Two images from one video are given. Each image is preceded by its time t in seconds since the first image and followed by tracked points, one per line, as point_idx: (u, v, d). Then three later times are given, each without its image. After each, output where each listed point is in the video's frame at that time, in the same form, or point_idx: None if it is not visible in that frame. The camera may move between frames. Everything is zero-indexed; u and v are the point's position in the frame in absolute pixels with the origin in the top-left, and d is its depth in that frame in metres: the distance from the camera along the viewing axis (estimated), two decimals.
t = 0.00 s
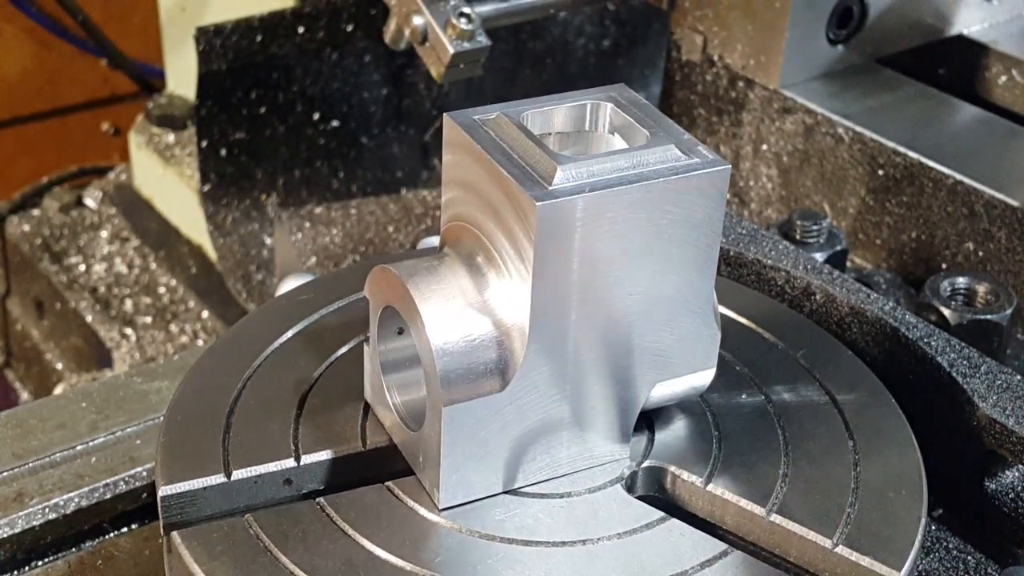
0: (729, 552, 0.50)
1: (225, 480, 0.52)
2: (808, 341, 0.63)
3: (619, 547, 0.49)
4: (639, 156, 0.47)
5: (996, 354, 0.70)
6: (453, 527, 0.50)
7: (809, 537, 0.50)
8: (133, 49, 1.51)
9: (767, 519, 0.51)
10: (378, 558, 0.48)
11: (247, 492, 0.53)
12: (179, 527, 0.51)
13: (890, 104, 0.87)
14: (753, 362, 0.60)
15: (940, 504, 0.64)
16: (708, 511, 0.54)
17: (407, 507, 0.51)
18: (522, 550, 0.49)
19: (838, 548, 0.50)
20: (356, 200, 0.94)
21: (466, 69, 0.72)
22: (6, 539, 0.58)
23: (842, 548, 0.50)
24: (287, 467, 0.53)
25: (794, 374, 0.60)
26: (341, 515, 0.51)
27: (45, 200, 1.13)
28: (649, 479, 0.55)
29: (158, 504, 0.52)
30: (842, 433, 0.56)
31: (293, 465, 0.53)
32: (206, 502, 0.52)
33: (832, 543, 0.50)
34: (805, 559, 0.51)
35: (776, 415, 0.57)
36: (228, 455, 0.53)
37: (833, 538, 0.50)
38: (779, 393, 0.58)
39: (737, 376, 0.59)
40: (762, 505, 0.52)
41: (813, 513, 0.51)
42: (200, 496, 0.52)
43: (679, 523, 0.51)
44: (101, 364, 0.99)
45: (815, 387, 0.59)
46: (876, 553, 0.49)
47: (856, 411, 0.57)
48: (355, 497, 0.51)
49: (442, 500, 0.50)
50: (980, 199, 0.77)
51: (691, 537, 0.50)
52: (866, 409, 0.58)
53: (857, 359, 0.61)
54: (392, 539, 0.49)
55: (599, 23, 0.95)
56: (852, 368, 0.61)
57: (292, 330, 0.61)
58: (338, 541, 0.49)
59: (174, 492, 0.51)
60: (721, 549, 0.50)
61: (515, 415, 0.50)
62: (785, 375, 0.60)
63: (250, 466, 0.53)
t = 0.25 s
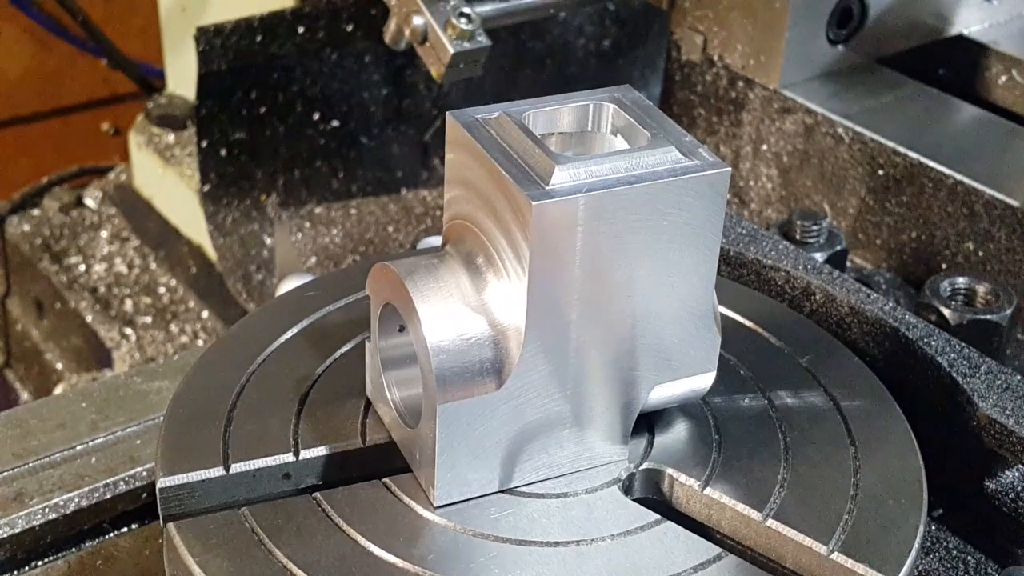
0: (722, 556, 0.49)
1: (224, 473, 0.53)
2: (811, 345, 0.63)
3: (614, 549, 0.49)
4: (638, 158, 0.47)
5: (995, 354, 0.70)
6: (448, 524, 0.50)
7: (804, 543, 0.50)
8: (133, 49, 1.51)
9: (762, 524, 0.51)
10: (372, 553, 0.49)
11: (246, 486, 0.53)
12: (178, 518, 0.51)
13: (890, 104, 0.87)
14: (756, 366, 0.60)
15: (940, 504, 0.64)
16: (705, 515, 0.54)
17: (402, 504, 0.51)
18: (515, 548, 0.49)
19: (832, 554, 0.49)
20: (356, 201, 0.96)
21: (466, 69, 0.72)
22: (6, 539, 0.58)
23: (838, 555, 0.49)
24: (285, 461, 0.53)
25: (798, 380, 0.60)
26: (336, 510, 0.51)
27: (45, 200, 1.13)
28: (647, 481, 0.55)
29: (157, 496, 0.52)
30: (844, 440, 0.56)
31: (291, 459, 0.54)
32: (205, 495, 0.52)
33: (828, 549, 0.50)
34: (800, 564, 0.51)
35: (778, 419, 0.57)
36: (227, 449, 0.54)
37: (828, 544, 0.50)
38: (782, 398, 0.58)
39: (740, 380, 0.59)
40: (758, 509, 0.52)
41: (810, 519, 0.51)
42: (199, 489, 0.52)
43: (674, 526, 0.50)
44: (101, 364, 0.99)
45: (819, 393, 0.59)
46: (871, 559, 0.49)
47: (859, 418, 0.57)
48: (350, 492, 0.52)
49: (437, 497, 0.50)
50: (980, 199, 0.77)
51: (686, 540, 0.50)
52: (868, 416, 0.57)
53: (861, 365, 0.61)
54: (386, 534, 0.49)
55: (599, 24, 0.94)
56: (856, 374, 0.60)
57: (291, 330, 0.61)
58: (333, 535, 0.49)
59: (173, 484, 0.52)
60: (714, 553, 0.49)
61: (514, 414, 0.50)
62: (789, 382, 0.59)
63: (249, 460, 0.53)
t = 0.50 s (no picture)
0: (715, 561, 0.49)
1: (224, 465, 0.53)
2: (816, 349, 0.62)
3: (606, 552, 0.49)
4: (638, 159, 0.47)
5: (995, 354, 0.70)
6: (440, 521, 0.50)
7: (799, 550, 0.50)
8: (133, 49, 1.51)
9: (758, 530, 0.51)
10: (364, 548, 0.49)
11: (246, 478, 0.53)
12: (177, 508, 0.52)
13: (890, 104, 0.87)
14: (760, 370, 0.60)
15: (940, 504, 0.64)
16: (702, 520, 0.53)
17: (396, 500, 0.51)
18: (507, 547, 0.49)
19: (826, 562, 0.49)
20: (356, 201, 0.96)
21: (466, 69, 0.72)
22: (6, 539, 0.58)
23: (832, 563, 0.49)
24: (284, 455, 0.54)
25: (802, 386, 0.59)
26: (331, 504, 0.51)
27: (45, 200, 1.13)
28: (643, 484, 0.54)
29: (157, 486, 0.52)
30: (845, 449, 0.55)
31: (290, 453, 0.54)
32: (205, 486, 0.53)
33: (822, 557, 0.49)
34: (794, 570, 0.51)
35: (780, 425, 0.56)
36: (228, 441, 0.54)
37: (823, 552, 0.49)
38: (785, 404, 0.58)
39: (744, 385, 0.59)
40: (754, 515, 0.51)
41: (806, 527, 0.51)
42: (198, 480, 0.52)
43: (667, 530, 0.50)
44: (101, 364, 0.99)
45: (824, 400, 0.58)
46: (866, 566, 0.49)
47: (862, 427, 0.57)
48: (345, 486, 0.52)
49: (431, 495, 0.50)
50: (980, 199, 0.77)
51: (680, 546, 0.50)
52: (871, 423, 0.57)
53: (867, 371, 0.61)
54: (380, 529, 0.49)
55: (599, 23, 0.94)
56: (861, 381, 0.60)
57: (291, 330, 0.61)
58: (326, 530, 0.50)
59: (172, 475, 0.52)
60: (707, 558, 0.49)
61: (510, 414, 0.50)
62: (795, 390, 0.59)
63: (248, 452, 0.53)
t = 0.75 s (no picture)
0: (708, 564, 0.49)
1: (223, 457, 0.53)
2: (819, 352, 0.62)
3: (600, 554, 0.49)
4: (637, 160, 0.46)
5: (995, 354, 0.70)
6: (435, 518, 0.50)
7: (794, 556, 0.49)
8: (133, 49, 1.51)
9: (753, 534, 0.50)
10: (358, 543, 0.49)
11: (247, 471, 0.53)
12: (176, 499, 0.52)
13: (890, 104, 0.88)
14: (762, 373, 0.60)
15: (941, 504, 0.64)
16: (699, 524, 0.53)
17: (392, 496, 0.51)
18: (501, 546, 0.49)
19: (821, 568, 0.49)
20: (356, 201, 0.96)
21: (466, 69, 0.72)
22: (6, 539, 0.58)
23: (826, 569, 0.49)
24: (283, 448, 0.54)
25: (806, 391, 0.59)
26: (328, 500, 0.51)
27: (45, 200, 1.13)
28: (640, 486, 0.54)
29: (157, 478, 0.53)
30: (846, 455, 0.55)
31: (290, 447, 0.54)
32: (205, 479, 0.53)
33: (816, 562, 0.49)
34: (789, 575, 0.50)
35: (782, 431, 0.56)
36: (229, 434, 0.55)
37: (818, 558, 0.49)
38: (787, 409, 0.57)
39: (748, 390, 0.59)
40: (749, 519, 0.51)
41: (802, 533, 0.50)
42: (197, 473, 0.53)
43: (662, 532, 0.50)
44: (101, 364, 0.99)
45: (829, 406, 0.58)
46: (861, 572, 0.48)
47: (864, 432, 0.56)
48: (344, 482, 0.52)
49: (426, 492, 0.50)
50: (980, 199, 0.77)
51: (676, 550, 0.49)
52: (875, 428, 0.57)
53: (870, 375, 0.61)
54: (375, 525, 0.50)
55: (599, 23, 0.94)
56: (865, 386, 0.60)
57: (291, 330, 0.61)
58: (321, 525, 0.50)
59: (172, 466, 0.53)
60: (700, 561, 0.49)
61: (508, 412, 0.50)
62: (799, 395, 0.58)
63: (248, 446, 0.54)
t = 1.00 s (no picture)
0: (700, 569, 0.48)
1: (223, 450, 0.54)
2: (821, 354, 0.62)
3: (593, 556, 0.48)
4: (637, 161, 0.46)
5: (995, 353, 0.70)
6: (430, 514, 0.50)
7: (787, 562, 0.49)
8: (133, 49, 1.51)
9: (748, 540, 0.50)
10: (352, 539, 0.49)
11: (247, 463, 0.54)
12: (175, 490, 0.52)
13: (890, 104, 0.87)
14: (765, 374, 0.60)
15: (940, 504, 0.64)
16: (695, 528, 0.53)
17: (387, 492, 0.51)
18: (494, 544, 0.49)
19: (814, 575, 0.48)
20: (356, 201, 0.96)
21: (466, 69, 0.72)
22: (6, 540, 0.58)
23: None
24: (283, 442, 0.54)
25: (810, 396, 0.59)
26: (324, 494, 0.51)
27: (45, 200, 1.13)
28: (637, 489, 0.54)
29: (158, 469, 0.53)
30: (847, 462, 0.54)
31: (290, 441, 0.54)
32: (204, 471, 0.53)
33: (810, 569, 0.49)
34: None
35: (783, 436, 0.56)
36: (229, 428, 0.55)
37: (812, 564, 0.49)
38: (789, 414, 0.57)
39: (752, 394, 0.58)
40: (745, 524, 0.51)
41: (798, 538, 0.50)
42: (198, 465, 0.53)
43: (656, 535, 0.50)
44: (101, 364, 0.99)
45: (833, 414, 0.57)
46: None
47: (865, 439, 0.56)
48: (341, 477, 0.52)
49: (422, 489, 0.50)
50: (980, 199, 0.77)
51: (670, 554, 0.49)
52: (877, 433, 0.56)
53: (873, 379, 0.61)
54: (371, 521, 0.50)
55: (599, 24, 0.95)
56: (868, 389, 0.60)
57: (291, 330, 0.61)
58: (317, 520, 0.50)
59: (172, 457, 0.53)
60: (693, 565, 0.49)
61: (505, 411, 0.50)
62: (803, 400, 0.58)
63: (248, 439, 0.54)
